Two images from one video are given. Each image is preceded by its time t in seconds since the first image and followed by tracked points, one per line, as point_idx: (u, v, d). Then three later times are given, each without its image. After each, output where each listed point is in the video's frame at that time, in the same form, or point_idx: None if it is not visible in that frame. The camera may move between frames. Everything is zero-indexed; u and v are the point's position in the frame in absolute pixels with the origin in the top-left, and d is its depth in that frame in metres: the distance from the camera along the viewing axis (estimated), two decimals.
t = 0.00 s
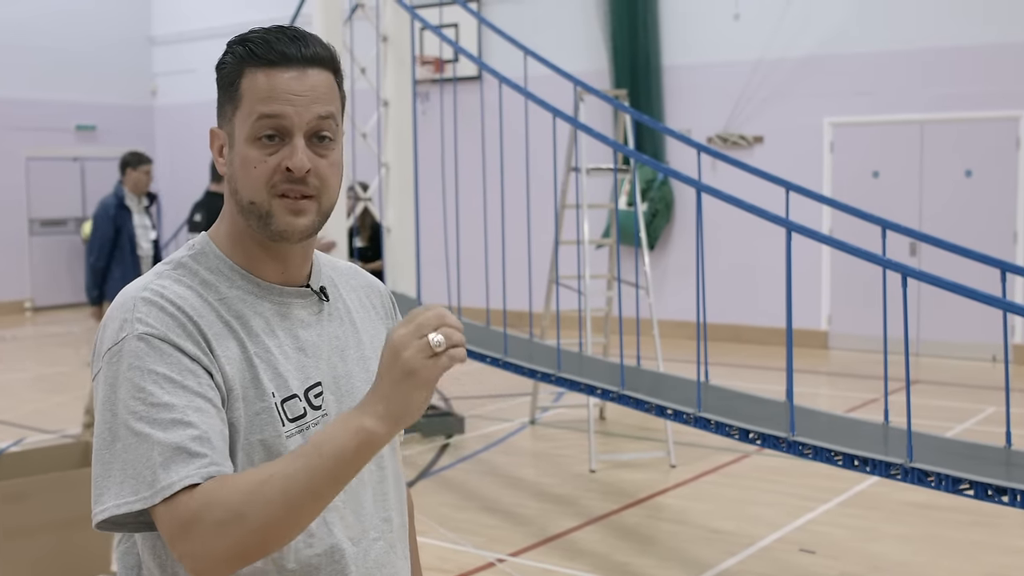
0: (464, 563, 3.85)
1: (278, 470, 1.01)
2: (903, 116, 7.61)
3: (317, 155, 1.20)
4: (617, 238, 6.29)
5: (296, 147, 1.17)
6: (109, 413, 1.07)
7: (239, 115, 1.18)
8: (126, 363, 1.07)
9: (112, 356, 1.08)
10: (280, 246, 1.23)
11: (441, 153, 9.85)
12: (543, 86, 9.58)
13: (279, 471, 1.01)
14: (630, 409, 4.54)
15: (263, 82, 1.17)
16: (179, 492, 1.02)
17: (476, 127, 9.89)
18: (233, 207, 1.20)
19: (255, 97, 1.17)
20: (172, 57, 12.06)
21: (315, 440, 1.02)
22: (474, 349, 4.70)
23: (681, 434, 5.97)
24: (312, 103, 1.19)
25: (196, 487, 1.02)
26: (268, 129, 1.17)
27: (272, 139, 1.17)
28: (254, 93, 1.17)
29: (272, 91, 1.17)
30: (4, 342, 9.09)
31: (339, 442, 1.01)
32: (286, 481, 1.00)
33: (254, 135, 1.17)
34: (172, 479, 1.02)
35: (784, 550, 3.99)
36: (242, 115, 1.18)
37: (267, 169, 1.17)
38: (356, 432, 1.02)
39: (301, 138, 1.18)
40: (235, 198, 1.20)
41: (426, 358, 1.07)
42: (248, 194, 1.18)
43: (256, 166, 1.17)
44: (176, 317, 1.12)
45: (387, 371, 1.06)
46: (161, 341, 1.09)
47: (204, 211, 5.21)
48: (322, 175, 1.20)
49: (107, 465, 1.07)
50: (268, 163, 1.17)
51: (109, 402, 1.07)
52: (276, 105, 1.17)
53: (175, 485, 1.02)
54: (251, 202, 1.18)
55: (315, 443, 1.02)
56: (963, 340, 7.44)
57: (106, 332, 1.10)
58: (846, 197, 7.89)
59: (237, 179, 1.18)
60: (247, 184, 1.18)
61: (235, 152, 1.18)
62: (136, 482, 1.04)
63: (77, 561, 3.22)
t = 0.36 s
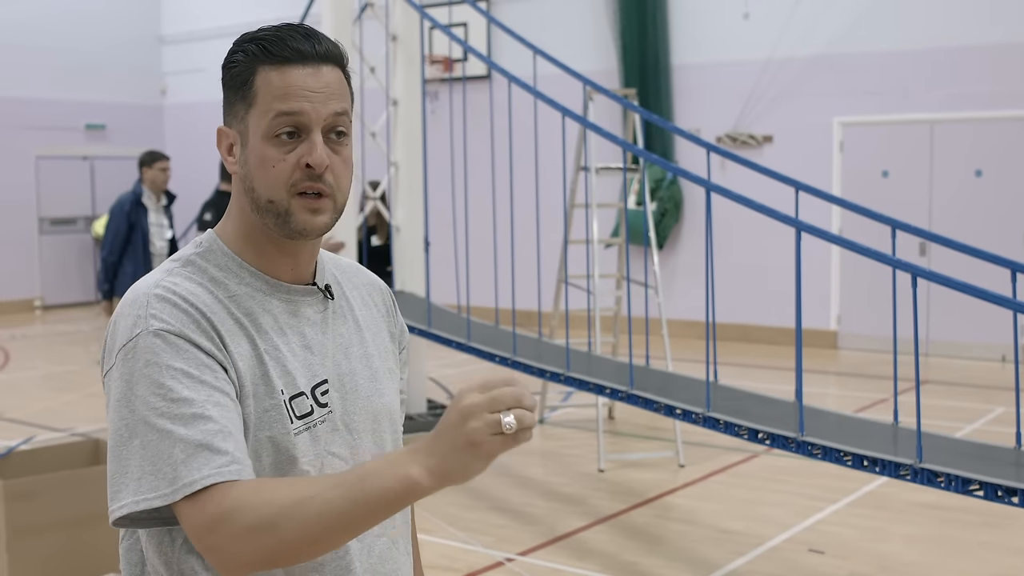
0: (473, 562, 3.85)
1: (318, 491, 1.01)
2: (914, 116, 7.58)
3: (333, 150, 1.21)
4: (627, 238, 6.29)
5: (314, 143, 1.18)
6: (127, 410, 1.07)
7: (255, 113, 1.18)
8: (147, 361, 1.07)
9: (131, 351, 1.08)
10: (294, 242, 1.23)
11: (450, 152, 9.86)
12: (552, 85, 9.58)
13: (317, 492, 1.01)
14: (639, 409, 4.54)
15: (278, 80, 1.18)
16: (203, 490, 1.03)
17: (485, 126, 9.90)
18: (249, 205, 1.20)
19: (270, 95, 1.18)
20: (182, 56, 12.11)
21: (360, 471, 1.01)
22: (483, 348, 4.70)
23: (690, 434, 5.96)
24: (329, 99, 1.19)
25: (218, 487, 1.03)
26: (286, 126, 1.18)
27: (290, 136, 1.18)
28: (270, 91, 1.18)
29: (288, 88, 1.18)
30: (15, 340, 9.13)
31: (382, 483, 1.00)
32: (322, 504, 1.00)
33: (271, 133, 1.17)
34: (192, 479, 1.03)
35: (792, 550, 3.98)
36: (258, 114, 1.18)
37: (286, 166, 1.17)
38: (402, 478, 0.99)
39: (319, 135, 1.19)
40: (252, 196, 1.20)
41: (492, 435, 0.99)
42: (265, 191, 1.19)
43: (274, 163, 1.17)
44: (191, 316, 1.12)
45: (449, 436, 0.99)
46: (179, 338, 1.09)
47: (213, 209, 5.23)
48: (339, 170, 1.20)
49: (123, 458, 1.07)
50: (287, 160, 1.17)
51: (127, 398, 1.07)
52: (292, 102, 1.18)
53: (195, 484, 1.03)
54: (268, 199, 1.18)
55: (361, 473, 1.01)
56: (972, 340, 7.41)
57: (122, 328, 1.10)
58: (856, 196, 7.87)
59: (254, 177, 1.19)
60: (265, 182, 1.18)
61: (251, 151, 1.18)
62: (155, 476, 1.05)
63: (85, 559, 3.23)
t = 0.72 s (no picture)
0: (476, 560, 3.85)
1: (307, 480, 1.02)
2: (918, 114, 7.56)
3: (328, 145, 1.21)
4: (631, 236, 6.28)
5: (308, 138, 1.18)
6: (122, 407, 1.07)
7: (248, 109, 1.18)
8: (142, 359, 1.07)
9: (127, 349, 1.08)
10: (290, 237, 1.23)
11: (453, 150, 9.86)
12: (555, 83, 9.58)
13: (307, 480, 1.02)
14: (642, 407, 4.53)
15: (271, 75, 1.18)
16: (197, 487, 1.03)
17: (487, 124, 9.90)
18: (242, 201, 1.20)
19: (263, 90, 1.18)
20: (185, 54, 12.11)
21: (347, 458, 1.02)
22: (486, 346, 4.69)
23: (693, 433, 5.96)
24: (322, 94, 1.19)
25: (211, 484, 1.03)
26: (279, 121, 1.18)
27: (284, 132, 1.18)
28: (262, 86, 1.18)
29: (281, 84, 1.18)
30: (18, 338, 9.14)
31: (370, 466, 1.02)
32: (312, 494, 1.01)
33: (264, 127, 1.18)
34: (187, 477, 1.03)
35: (796, 549, 3.97)
36: (251, 110, 1.18)
37: (279, 161, 1.17)
38: (390, 458, 1.02)
39: (312, 129, 1.19)
40: (246, 191, 1.20)
41: (479, 410, 1.02)
42: (259, 187, 1.19)
43: (267, 158, 1.17)
44: (188, 314, 1.12)
45: (435, 411, 1.02)
46: (175, 335, 1.09)
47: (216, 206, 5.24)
48: (333, 165, 1.20)
49: (118, 456, 1.07)
50: (280, 155, 1.17)
51: (123, 395, 1.07)
52: (285, 97, 1.18)
53: (191, 482, 1.03)
54: (262, 194, 1.18)
55: (349, 460, 1.02)
56: (976, 339, 7.41)
57: (120, 327, 1.10)
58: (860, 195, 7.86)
59: (248, 173, 1.19)
60: (259, 177, 1.18)
61: (244, 146, 1.19)
62: (150, 475, 1.05)
63: (89, 555, 3.24)
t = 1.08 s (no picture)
0: (476, 558, 3.85)
1: (280, 466, 1.00)
2: (918, 112, 7.55)
3: (321, 148, 1.20)
4: (630, 234, 6.28)
5: (300, 141, 1.17)
6: (110, 403, 1.07)
7: (245, 108, 1.18)
8: (131, 354, 1.07)
9: (116, 345, 1.08)
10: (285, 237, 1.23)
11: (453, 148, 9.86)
12: (555, 81, 9.58)
13: (279, 467, 1.00)
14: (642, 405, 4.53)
15: (268, 76, 1.18)
16: (184, 483, 1.02)
17: (487, 123, 9.90)
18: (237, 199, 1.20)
19: (260, 91, 1.17)
20: (184, 52, 12.11)
21: (317, 437, 1.01)
22: (486, 344, 4.69)
23: (693, 431, 5.96)
24: (316, 97, 1.19)
25: (199, 480, 1.02)
26: (273, 122, 1.17)
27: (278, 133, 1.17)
28: (259, 86, 1.17)
29: (278, 85, 1.18)
30: (18, 336, 9.13)
31: (339, 442, 1.00)
32: (287, 480, 0.99)
33: (258, 128, 1.17)
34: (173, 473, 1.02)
35: (795, 547, 3.97)
36: (248, 109, 1.18)
37: (272, 162, 1.17)
38: (357, 432, 1.00)
39: (306, 132, 1.18)
40: (241, 190, 1.19)
41: (427, 356, 1.03)
42: (253, 186, 1.18)
43: (261, 159, 1.17)
44: (181, 309, 1.12)
45: (386, 373, 1.02)
46: (165, 332, 1.09)
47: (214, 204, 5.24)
48: (326, 169, 1.19)
49: (108, 453, 1.07)
50: (274, 156, 1.17)
51: (112, 391, 1.07)
52: (280, 98, 1.17)
53: (178, 477, 1.02)
54: (256, 194, 1.18)
55: (318, 440, 1.00)
56: (975, 338, 7.41)
57: (111, 324, 1.10)
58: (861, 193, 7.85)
59: (243, 172, 1.18)
60: (253, 176, 1.17)
61: (240, 145, 1.18)
62: (139, 471, 1.04)
63: (87, 553, 3.23)
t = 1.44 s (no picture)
0: (475, 561, 3.85)
1: (280, 478, 1.00)
2: (917, 113, 7.56)
3: (316, 149, 1.20)
4: (629, 235, 6.28)
5: (296, 142, 1.18)
6: (110, 406, 1.07)
7: (240, 110, 1.18)
8: (132, 357, 1.07)
9: (117, 348, 1.08)
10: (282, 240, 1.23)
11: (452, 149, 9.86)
12: (554, 83, 9.58)
13: (279, 480, 1.00)
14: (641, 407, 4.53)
15: (262, 78, 1.18)
16: (181, 487, 1.03)
17: (486, 124, 9.90)
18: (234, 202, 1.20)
19: (254, 93, 1.18)
20: (184, 54, 12.12)
21: (322, 454, 1.01)
22: (485, 346, 4.69)
23: (692, 433, 5.96)
24: (310, 97, 1.19)
25: (195, 485, 1.02)
26: (267, 124, 1.18)
27: (272, 134, 1.18)
28: (253, 89, 1.18)
29: (272, 87, 1.18)
30: (17, 339, 9.13)
31: (344, 460, 1.00)
32: (289, 492, 1.00)
33: (254, 129, 1.17)
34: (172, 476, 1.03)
35: (795, 549, 3.97)
36: (242, 111, 1.18)
37: (269, 164, 1.17)
38: (362, 455, 1.01)
39: (300, 133, 1.19)
40: (238, 193, 1.19)
41: (453, 402, 1.05)
42: (250, 189, 1.19)
43: (257, 161, 1.17)
44: (181, 312, 1.12)
45: (409, 407, 1.03)
46: (164, 335, 1.09)
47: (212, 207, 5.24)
48: (321, 169, 1.20)
49: (106, 454, 1.07)
50: (269, 158, 1.17)
51: (111, 393, 1.07)
52: (274, 100, 1.17)
53: (176, 481, 1.02)
54: (252, 197, 1.18)
55: (322, 458, 1.01)
56: (974, 339, 7.41)
57: (112, 327, 1.10)
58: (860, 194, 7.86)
59: (239, 175, 1.18)
60: (250, 180, 1.18)
61: (236, 148, 1.18)
62: (138, 473, 1.05)
63: (84, 555, 3.22)
